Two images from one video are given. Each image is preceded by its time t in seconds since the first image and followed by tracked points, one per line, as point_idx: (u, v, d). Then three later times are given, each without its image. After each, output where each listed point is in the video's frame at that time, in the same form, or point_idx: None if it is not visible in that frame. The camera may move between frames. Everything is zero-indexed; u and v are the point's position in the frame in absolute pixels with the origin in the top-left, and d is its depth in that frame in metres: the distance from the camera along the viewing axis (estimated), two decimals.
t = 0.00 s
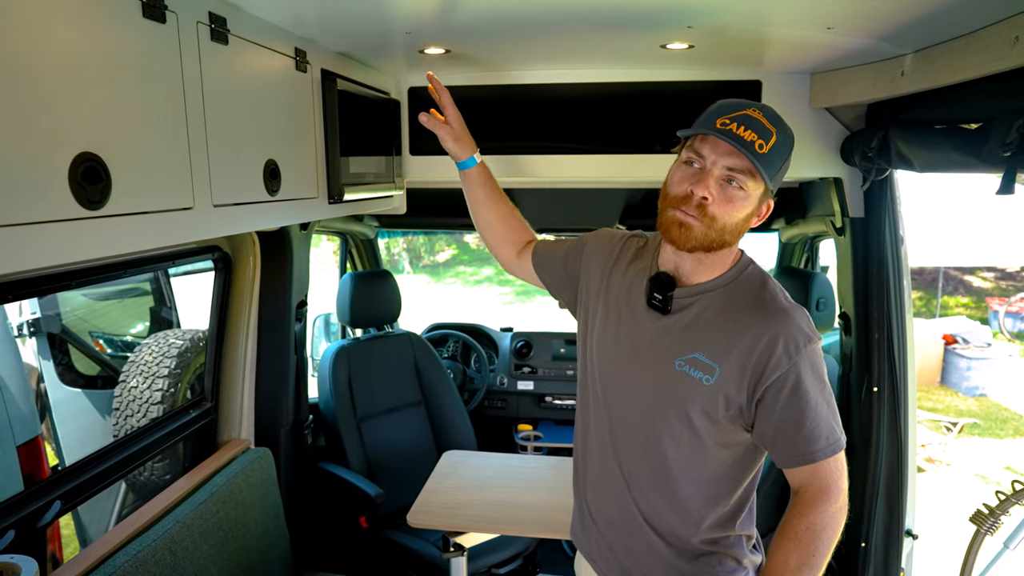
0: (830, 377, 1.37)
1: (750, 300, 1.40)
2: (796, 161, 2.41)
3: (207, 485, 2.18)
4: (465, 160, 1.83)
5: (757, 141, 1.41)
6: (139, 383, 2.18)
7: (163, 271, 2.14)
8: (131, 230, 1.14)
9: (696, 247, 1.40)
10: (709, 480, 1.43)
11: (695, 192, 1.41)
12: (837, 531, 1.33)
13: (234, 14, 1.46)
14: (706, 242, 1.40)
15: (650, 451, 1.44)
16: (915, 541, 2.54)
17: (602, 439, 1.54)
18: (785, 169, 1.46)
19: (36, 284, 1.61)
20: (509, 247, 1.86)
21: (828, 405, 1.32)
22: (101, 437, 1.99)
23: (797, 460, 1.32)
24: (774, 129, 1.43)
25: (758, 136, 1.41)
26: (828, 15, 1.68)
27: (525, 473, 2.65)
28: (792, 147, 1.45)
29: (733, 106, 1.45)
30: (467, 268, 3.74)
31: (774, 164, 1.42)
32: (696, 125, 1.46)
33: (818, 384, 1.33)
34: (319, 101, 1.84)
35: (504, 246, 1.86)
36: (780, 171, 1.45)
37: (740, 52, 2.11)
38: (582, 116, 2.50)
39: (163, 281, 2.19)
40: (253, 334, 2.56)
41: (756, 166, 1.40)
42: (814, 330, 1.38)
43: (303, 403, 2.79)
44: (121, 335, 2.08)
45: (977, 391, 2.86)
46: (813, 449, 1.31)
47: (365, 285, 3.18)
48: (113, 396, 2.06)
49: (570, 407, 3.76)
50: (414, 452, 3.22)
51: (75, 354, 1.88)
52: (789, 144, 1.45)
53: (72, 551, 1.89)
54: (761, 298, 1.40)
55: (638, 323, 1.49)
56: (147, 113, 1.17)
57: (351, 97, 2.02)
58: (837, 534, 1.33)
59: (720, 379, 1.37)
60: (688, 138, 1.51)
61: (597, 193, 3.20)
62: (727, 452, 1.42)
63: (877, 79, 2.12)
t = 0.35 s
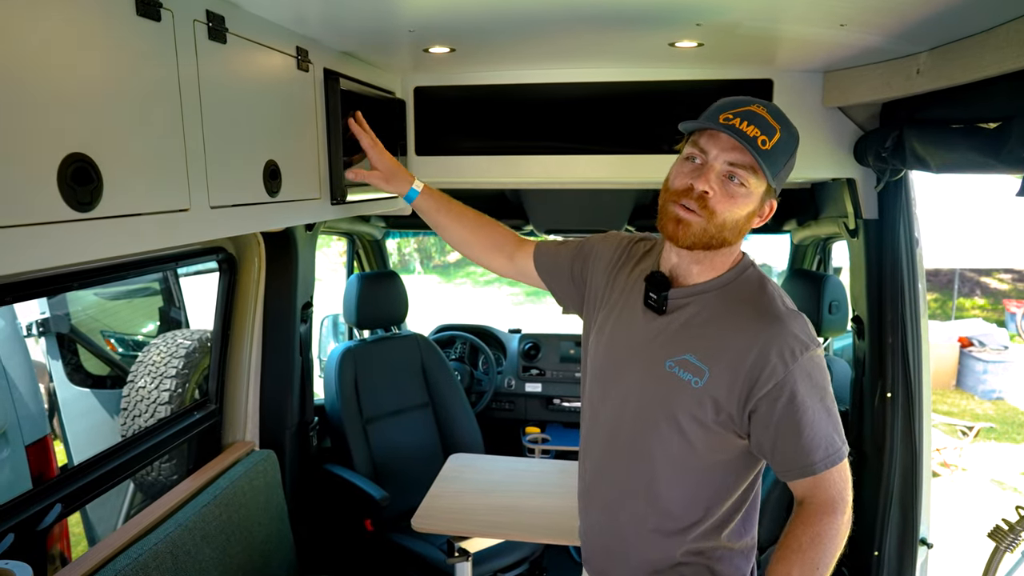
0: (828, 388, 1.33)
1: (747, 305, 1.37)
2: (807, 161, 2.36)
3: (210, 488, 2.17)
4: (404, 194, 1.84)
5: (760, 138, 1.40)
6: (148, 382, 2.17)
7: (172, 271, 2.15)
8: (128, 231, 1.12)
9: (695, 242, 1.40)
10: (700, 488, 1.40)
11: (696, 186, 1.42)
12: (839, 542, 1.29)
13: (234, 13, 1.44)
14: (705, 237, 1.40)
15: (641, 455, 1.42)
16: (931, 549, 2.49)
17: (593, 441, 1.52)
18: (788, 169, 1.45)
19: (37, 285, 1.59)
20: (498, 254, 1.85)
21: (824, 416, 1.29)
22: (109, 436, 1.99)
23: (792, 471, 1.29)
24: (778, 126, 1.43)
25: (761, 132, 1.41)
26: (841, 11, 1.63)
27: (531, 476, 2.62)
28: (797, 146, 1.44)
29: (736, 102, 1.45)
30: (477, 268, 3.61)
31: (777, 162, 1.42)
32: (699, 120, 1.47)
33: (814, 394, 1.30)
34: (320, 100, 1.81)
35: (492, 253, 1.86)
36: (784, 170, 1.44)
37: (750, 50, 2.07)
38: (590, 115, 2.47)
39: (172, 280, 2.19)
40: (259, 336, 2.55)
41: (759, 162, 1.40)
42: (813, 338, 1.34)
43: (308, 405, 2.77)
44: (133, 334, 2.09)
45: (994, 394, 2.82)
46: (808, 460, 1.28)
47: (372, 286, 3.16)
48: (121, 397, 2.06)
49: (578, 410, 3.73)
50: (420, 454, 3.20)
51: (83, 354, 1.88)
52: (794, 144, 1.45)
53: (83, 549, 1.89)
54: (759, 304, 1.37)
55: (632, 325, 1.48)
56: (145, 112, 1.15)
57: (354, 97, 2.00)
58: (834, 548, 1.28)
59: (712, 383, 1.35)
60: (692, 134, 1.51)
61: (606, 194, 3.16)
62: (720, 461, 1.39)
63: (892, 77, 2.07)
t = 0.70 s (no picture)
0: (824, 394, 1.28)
1: (751, 303, 1.37)
2: (820, 164, 2.33)
3: (218, 491, 2.16)
4: (408, 207, 1.86)
5: (766, 134, 1.41)
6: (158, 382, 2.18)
7: (184, 272, 2.16)
8: (132, 237, 1.11)
9: (703, 241, 1.41)
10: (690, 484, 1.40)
11: (701, 185, 1.44)
12: (772, 531, 1.14)
13: (241, 16, 1.44)
14: (714, 236, 1.41)
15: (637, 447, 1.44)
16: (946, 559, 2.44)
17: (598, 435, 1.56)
18: (797, 165, 1.45)
19: (47, 287, 1.59)
20: (507, 264, 1.89)
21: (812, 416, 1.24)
22: (120, 437, 1.99)
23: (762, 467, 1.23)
24: (785, 121, 1.43)
25: (767, 128, 1.41)
26: (855, 12, 1.60)
27: (539, 481, 2.60)
28: (806, 141, 1.44)
29: (741, 100, 1.47)
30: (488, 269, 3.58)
31: (785, 157, 1.41)
32: (706, 119, 1.49)
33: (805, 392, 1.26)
34: (329, 102, 1.81)
35: (503, 263, 1.89)
36: (794, 166, 1.44)
37: (762, 52, 2.04)
38: (600, 117, 2.45)
39: (182, 281, 2.20)
40: (267, 339, 2.55)
41: (765, 158, 1.40)
42: (814, 343, 1.30)
43: (316, 407, 2.77)
44: (144, 333, 2.11)
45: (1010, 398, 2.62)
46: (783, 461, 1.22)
47: (380, 288, 3.15)
48: (133, 397, 2.07)
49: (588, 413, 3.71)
50: (429, 456, 3.19)
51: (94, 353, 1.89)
52: (803, 139, 1.45)
53: (95, 548, 1.90)
54: (762, 305, 1.36)
55: (640, 320, 1.50)
56: (150, 116, 1.14)
57: (362, 99, 1.99)
58: (768, 533, 1.13)
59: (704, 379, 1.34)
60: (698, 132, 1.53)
61: (616, 196, 3.14)
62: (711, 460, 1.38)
63: (908, 78, 2.03)
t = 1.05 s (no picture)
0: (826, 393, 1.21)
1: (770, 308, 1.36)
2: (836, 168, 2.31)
3: (233, 492, 2.18)
4: (417, 216, 1.86)
5: (803, 158, 1.40)
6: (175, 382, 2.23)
7: (200, 276, 2.20)
8: (148, 245, 1.12)
9: (733, 266, 1.43)
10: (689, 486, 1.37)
11: (733, 209, 1.44)
12: (688, 482, 0.98)
13: (257, 25, 1.45)
14: (744, 262, 1.42)
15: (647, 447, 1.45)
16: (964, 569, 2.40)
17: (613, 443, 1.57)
18: (835, 186, 1.43)
19: (68, 292, 1.61)
20: (526, 276, 1.90)
21: (801, 409, 1.15)
22: (137, 438, 2.02)
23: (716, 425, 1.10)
24: (824, 143, 1.41)
25: (803, 152, 1.40)
26: (871, 17, 1.59)
27: (551, 485, 2.59)
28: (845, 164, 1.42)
29: (779, 119, 1.45)
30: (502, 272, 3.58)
31: (822, 180, 1.40)
32: (741, 139, 1.47)
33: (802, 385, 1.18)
34: (343, 108, 1.83)
35: (522, 274, 1.90)
36: (830, 190, 1.42)
37: (777, 57, 2.03)
38: (613, 121, 2.44)
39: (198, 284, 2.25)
40: (282, 341, 2.57)
41: (801, 185, 1.39)
42: (828, 348, 1.26)
43: (330, 409, 2.79)
44: (163, 333, 2.17)
45: None
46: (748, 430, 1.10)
47: (395, 291, 3.17)
48: (150, 397, 2.11)
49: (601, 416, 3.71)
50: (442, 459, 3.21)
51: (112, 355, 1.93)
52: (842, 160, 1.43)
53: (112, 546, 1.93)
54: (780, 313, 1.35)
55: (662, 328, 1.52)
56: (166, 126, 1.16)
57: (376, 105, 2.00)
58: (678, 485, 0.97)
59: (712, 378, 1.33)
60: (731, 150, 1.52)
61: (629, 199, 3.13)
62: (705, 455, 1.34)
63: (926, 83, 2.01)
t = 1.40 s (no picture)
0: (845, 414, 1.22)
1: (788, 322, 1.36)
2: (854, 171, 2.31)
3: (253, 489, 2.23)
4: (432, 222, 1.90)
5: (807, 155, 1.40)
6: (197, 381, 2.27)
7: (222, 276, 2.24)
8: (175, 248, 1.16)
9: (738, 266, 1.44)
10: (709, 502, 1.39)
11: (737, 210, 1.46)
12: (709, 515, 1.00)
13: (281, 33, 1.49)
14: (749, 261, 1.43)
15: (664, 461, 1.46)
16: None
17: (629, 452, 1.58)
18: (844, 186, 1.43)
19: (96, 292, 1.65)
20: (539, 279, 1.93)
21: (820, 433, 1.16)
22: (162, 433, 2.07)
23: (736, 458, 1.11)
24: (829, 142, 1.41)
25: (808, 150, 1.40)
26: (888, 21, 1.59)
27: (567, 485, 2.61)
28: (853, 162, 1.42)
29: (783, 119, 1.47)
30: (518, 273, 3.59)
31: (829, 179, 1.40)
32: (745, 140, 1.50)
33: (821, 408, 1.19)
34: (364, 112, 1.86)
35: (535, 278, 1.94)
36: (839, 189, 1.42)
37: (794, 60, 2.03)
38: (630, 124, 2.46)
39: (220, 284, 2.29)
40: (302, 341, 2.61)
41: (805, 182, 1.39)
42: (845, 364, 1.27)
43: (349, 408, 2.83)
44: (185, 332, 2.21)
45: None
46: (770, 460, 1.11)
47: (413, 292, 3.20)
48: (173, 394, 2.16)
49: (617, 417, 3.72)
50: (459, 459, 3.24)
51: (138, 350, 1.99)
52: (850, 160, 1.43)
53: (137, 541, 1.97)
54: (796, 327, 1.36)
55: (676, 341, 1.52)
56: (194, 132, 1.19)
57: (396, 109, 2.03)
58: (698, 520, 0.99)
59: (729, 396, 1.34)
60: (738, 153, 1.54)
61: (646, 202, 3.14)
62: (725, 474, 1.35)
63: (945, 86, 2.00)
